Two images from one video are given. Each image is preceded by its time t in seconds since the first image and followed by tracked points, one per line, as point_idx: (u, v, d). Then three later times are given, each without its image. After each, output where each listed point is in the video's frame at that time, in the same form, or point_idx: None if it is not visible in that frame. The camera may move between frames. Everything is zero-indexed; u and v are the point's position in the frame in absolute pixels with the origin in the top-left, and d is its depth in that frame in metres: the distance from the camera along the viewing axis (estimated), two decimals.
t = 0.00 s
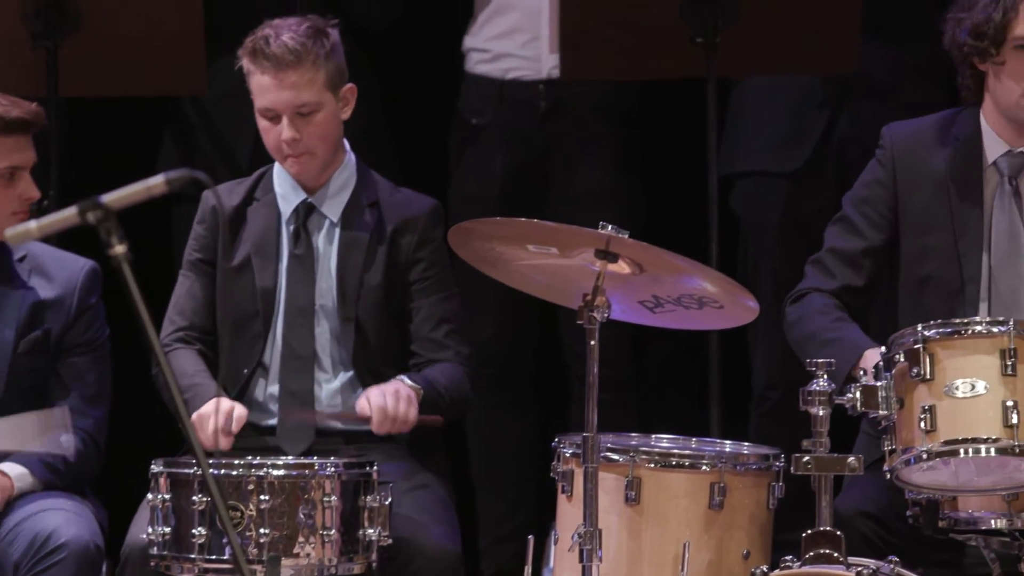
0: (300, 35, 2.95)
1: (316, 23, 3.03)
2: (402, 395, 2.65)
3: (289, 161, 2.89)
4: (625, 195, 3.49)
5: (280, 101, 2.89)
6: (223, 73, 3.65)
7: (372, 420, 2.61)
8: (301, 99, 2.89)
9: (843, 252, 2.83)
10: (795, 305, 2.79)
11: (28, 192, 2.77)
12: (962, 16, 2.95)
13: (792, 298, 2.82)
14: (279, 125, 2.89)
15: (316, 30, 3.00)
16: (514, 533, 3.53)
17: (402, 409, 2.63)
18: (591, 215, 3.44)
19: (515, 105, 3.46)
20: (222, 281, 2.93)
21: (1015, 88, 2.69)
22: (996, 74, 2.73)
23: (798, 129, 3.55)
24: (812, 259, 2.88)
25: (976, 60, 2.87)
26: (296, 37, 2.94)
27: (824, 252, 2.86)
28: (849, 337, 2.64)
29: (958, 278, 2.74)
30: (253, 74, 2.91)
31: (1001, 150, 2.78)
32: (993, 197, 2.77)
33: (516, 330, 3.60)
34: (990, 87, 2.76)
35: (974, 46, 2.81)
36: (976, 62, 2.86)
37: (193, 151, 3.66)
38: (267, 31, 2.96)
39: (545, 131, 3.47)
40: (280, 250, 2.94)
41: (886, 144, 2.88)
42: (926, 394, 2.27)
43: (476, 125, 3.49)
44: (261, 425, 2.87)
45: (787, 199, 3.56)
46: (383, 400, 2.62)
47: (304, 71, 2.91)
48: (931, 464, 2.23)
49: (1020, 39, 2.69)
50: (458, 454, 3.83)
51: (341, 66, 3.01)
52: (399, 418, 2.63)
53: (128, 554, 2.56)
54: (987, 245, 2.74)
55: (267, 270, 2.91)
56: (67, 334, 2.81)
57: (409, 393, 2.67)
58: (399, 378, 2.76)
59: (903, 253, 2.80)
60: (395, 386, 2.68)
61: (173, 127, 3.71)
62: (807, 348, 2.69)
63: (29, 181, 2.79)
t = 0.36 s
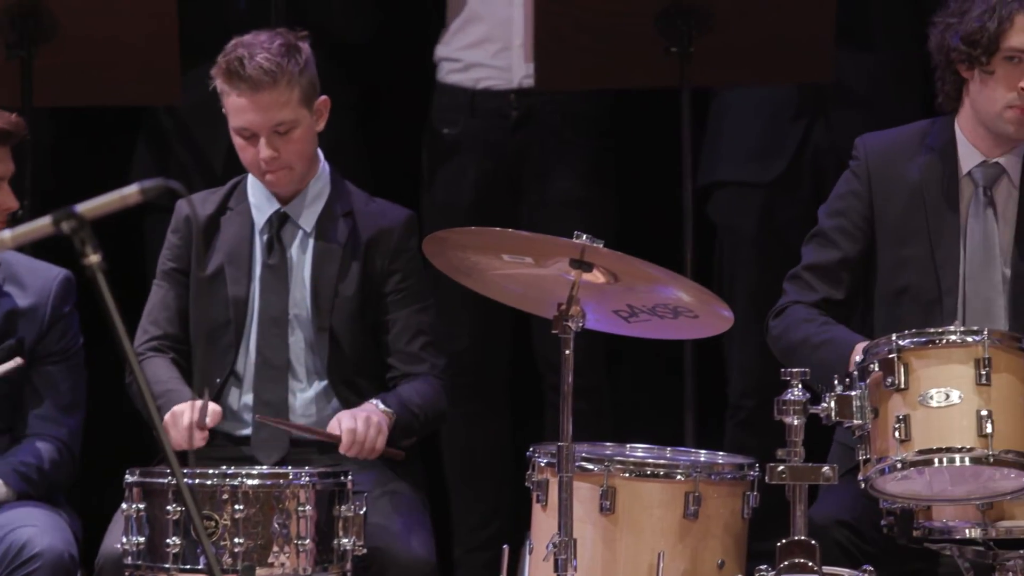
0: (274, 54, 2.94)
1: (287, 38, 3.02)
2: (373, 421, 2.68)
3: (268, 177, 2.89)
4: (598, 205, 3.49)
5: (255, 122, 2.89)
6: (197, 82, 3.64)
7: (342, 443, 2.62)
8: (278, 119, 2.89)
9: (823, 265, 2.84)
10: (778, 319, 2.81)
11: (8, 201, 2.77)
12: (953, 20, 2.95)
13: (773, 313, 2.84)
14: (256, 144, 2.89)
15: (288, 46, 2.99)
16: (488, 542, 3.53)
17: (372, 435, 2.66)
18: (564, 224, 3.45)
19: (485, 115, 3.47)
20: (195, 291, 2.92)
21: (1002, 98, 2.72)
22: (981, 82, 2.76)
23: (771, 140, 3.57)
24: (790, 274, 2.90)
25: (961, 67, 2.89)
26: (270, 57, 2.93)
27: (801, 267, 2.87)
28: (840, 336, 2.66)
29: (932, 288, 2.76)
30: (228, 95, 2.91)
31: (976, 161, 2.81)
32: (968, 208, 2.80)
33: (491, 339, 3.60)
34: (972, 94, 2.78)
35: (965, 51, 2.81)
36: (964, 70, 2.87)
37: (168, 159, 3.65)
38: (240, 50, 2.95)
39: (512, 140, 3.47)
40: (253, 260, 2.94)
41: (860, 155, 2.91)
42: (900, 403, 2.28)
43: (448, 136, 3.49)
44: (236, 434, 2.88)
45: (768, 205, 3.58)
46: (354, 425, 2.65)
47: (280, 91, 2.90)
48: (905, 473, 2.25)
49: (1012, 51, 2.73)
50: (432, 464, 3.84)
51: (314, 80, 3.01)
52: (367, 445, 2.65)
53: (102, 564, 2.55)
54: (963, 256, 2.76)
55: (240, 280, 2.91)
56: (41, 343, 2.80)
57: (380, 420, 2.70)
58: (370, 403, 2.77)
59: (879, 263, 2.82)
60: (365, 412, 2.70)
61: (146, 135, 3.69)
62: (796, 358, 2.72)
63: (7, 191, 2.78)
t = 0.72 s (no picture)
0: (255, 68, 2.94)
1: (264, 49, 3.03)
2: (353, 412, 2.67)
3: (251, 189, 2.89)
4: (575, 212, 3.48)
5: (238, 135, 2.88)
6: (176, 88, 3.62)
7: (320, 433, 2.61)
8: (261, 131, 2.88)
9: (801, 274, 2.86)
10: (758, 328, 2.83)
11: None
12: (940, 27, 2.96)
13: (754, 322, 2.86)
14: (240, 157, 2.89)
15: (265, 58, 2.99)
16: (466, 549, 3.52)
17: (352, 426, 2.64)
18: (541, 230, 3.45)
19: (462, 123, 3.48)
20: (172, 298, 2.92)
21: (986, 108, 2.74)
22: (966, 91, 2.78)
23: (747, 147, 3.59)
24: (768, 284, 2.91)
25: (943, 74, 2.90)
26: (252, 71, 2.92)
27: (780, 277, 2.89)
28: (823, 343, 2.68)
29: (911, 297, 2.78)
30: (211, 110, 2.90)
31: (955, 168, 2.84)
32: (946, 216, 2.81)
33: (470, 346, 3.60)
34: (956, 101, 2.79)
35: (952, 60, 2.82)
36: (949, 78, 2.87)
37: (145, 167, 3.64)
38: (220, 65, 2.94)
39: (491, 147, 3.48)
40: (230, 267, 2.94)
41: (838, 162, 2.92)
42: (878, 411, 2.29)
43: (424, 143, 3.50)
44: (214, 442, 2.87)
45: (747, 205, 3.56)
46: (333, 415, 2.64)
47: (263, 104, 2.90)
48: (882, 480, 2.27)
49: (1000, 63, 2.75)
50: (410, 472, 3.84)
51: (293, 90, 3.01)
52: (347, 435, 2.63)
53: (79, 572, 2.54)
54: (940, 264, 2.77)
55: (218, 288, 2.91)
56: (18, 351, 2.79)
57: (360, 411, 2.69)
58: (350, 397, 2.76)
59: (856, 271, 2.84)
60: (345, 404, 2.70)
61: (123, 142, 3.68)
62: (784, 365, 2.72)
63: None
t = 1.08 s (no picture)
0: (228, 73, 2.93)
1: (237, 55, 3.03)
2: (327, 413, 2.67)
3: (227, 194, 2.90)
4: (552, 217, 3.50)
5: (212, 141, 2.88)
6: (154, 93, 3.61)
7: (294, 430, 2.60)
8: (235, 137, 2.89)
9: (776, 275, 2.87)
10: (723, 329, 2.83)
11: None
12: (922, 39, 2.99)
13: (719, 322, 2.86)
14: (215, 162, 2.89)
15: (239, 63, 2.98)
16: (443, 554, 3.52)
17: (326, 426, 2.64)
18: (518, 236, 3.46)
19: (440, 127, 3.47)
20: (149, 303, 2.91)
21: (969, 122, 2.76)
22: (950, 104, 2.80)
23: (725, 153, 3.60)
24: (738, 282, 2.92)
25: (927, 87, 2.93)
26: (225, 77, 2.92)
27: (751, 276, 2.89)
28: (778, 372, 2.68)
29: (889, 303, 2.79)
30: (185, 116, 2.90)
31: (938, 175, 2.86)
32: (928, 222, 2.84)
33: (447, 351, 3.61)
34: (940, 115, 2.81)
35: (936, 74, 2.83)
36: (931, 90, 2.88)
37: (121, 171, 3.64)
38: (194, 71, 2.94)
39: (468, 154, 3.47)
40: (208, 270, 2.94)
41: (819, 166, 2.93)
42: (854, 414, 2.31)
43: (402, 147, 3.49)
44: (190, 446, 2.88)
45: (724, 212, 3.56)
46: (308, 412, 2.63)
47: (237, 109, 2.90)
48: (859, 484, 2.28)
49: (984, 76, 2.78)
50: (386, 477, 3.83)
51: (267, 94, 3.01)
52: (320, 435, 2.63)
53: None
54: (919, 271, 2.79)
55: (195, 292, 2.91)
56: None
57: (334, 413, 2.69)
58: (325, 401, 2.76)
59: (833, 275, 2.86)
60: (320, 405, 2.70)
61: (99, 146, 3.67)
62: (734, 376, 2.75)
63: None
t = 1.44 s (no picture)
0: (203, 84, 2.93)
1: (212, 64, 3.02)
2: (312, 440, 2.68)
3: (204, 203, 2.90)
4: (530, 223, 3.50)
5: (188, 151, 2.88)
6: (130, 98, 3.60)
7: (280, 458, 2.61)
8: (211, 147, 2.88)
9: (756, 283, 2.88)
10: (703, 337, 2.85)
11: None
12: (898, 46, 3.00)
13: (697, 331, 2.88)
14: (191, 172, 2.89)
15: (214, 72, 2.98)
16: (421, 560, 3.51)
17: (311, 453, 2.65)
18: (497, 242, 3.46)
19: (419, 133, 3.48)
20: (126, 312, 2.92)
21: (947, 128, 2.78)
22: (928, 111, 2.81)
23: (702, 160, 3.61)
24: (718, 291, 2.94)
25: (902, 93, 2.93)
26: (200, 87, 2.92)
27: (729, 283, 2.91)
28: (760, 371, 2.71)
29: (865, 309, 2.81)
30: (160, 127, 2.89)
31: (912, 182, 2.88)
32: (904, 228, 2.86)
33: (425, 357, 3.61)
34: (918, 121, 2.83)
35: (912, 81, 2.84)
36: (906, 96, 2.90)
37: (98, 177, 3.63)
38: (169, 82, 2.93)
39: (446, 160, 3.48)
40: (186, 279, 2.95)
41: (794, 172, 2.95)
42: (831, 421, 2.32)
43: (381, 153, 3.49)
44: (168, 453, 2.87)
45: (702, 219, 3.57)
46: (292, 441, 2.65)
47: (212, 119, 2.90)
48: (836, 491, 2.29)
49: (960, 82, 2.79)
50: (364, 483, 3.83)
51: (243, 102, 3.01)
52: (306, 462, 2.65)
53: None
54: (894, 277, 2.82)
55: (173, 302, 2.92)
56: None
57: (319, 438, 2.70)
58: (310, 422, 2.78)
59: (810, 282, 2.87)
60: (306, 430, 2.71)
61: (76, 153, 3.66)
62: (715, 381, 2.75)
63: None
